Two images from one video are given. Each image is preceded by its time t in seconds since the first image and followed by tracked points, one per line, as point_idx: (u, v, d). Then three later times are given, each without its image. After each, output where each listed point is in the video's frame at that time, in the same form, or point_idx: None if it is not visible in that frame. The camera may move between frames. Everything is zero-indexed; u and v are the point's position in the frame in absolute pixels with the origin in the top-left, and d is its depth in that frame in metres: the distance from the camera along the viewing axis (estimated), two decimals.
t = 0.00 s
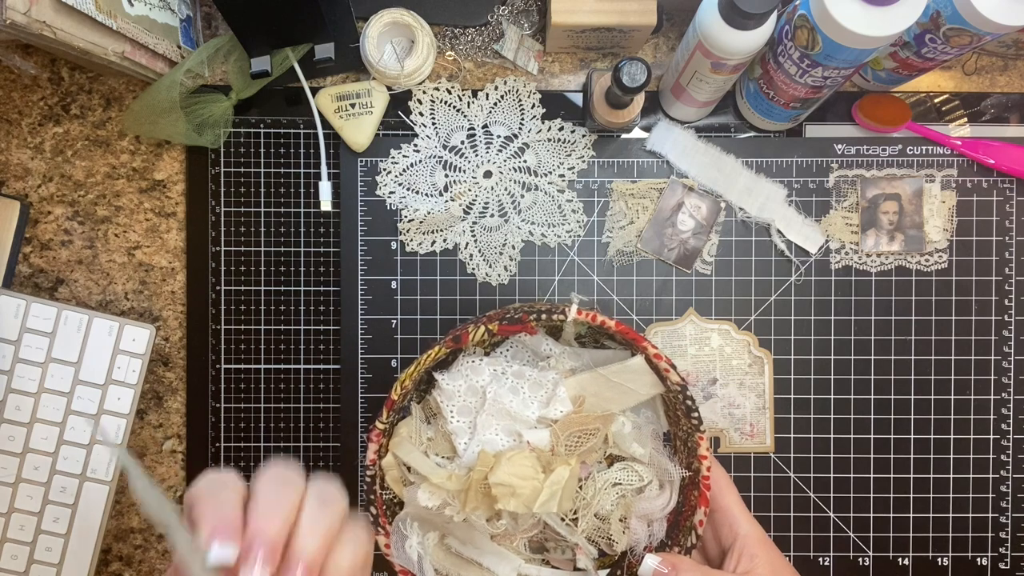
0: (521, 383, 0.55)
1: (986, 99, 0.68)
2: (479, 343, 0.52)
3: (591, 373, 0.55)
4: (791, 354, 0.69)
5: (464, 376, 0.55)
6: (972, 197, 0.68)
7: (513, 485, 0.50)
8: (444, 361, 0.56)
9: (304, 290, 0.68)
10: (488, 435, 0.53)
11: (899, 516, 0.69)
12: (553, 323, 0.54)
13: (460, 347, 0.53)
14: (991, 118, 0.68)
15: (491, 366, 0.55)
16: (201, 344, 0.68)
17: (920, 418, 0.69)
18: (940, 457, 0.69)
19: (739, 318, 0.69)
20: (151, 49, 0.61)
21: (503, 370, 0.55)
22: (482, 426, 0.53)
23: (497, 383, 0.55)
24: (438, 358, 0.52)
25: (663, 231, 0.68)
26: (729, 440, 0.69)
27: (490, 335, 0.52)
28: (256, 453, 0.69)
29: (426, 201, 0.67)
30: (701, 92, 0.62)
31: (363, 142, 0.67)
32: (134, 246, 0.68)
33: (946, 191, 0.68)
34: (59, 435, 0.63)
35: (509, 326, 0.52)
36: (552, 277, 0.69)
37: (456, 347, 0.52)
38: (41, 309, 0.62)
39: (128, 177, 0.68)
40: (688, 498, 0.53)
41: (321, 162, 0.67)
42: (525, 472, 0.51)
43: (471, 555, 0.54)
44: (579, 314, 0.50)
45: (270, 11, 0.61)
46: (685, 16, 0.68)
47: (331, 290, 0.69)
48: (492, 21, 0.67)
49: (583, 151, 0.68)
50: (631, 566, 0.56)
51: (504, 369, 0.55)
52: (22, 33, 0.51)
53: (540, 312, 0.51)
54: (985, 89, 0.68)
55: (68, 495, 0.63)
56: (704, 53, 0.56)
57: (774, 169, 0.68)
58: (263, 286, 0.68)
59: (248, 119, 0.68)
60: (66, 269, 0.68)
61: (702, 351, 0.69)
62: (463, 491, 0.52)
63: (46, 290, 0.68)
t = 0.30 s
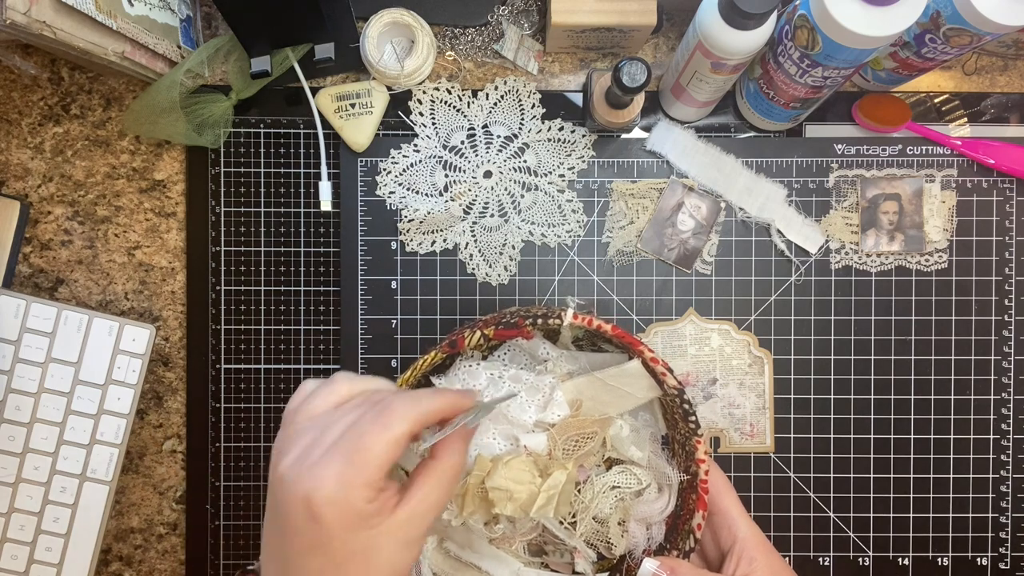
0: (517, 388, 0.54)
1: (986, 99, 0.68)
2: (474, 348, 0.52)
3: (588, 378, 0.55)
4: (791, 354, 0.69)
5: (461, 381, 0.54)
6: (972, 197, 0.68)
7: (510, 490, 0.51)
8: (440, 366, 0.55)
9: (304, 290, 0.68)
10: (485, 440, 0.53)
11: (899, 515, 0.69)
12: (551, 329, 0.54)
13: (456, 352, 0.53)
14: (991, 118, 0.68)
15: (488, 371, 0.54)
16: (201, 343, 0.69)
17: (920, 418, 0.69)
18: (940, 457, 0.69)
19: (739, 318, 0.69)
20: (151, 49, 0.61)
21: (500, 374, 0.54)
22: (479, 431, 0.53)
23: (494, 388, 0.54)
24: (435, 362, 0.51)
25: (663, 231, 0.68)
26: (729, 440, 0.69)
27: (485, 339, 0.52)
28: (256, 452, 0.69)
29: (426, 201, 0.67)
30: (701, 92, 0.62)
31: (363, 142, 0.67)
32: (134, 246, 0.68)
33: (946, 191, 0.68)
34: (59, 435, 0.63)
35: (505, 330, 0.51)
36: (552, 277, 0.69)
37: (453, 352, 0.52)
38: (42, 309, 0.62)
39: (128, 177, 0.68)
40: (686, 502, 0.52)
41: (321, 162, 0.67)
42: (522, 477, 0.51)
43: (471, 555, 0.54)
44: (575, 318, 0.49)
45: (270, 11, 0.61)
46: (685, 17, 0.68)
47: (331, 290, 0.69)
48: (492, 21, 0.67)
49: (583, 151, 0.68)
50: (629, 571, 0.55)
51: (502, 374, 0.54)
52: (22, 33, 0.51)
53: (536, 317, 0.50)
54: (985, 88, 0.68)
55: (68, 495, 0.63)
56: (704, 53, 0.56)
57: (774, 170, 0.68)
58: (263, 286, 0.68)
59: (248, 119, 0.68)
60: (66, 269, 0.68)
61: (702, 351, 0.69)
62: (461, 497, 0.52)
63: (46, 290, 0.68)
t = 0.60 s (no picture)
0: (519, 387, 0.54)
1: (986, 99, 0.68)
2: (475, 348, 0.52)
3: (590, 378, 0.55)
4: (791, 354, 0.69)
5: (461, 379, 0.53)
6: (972, 197, 0.68)
7: (511, 491, 0.50)
8: (441, 367, 0.55)
9: (304, 290, 0.68)
10: (486, 440, 0.51)
11: (899, 515, 0.69)
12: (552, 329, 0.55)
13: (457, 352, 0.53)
14: (991, 118, 0.68)
15: (489, 372, 0.54)
16: (201, 343, 0.69)
17: (920, 418, 0.69)
18: (940, 457, 0.69)
19: (739, 318, 0.69)
20: (151, 49, 0.61)
21: (501, 374, 0.54)
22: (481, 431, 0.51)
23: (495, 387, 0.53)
24: (436, 363, 0.51)
25: (663, 231, 0.68)
26: (730, 439, 0.69)
27: (487, 340, 0.52)
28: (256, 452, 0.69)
29: (426, 201, 0.67)
30: (701, 92, 0.62)
31: (363, 142, 0.67)
32: (134, 246, 0.68)
33: (946, 191, 0.68)
34: (59, 435, 0.63)
35: (507, 331, 0.51)
36: (552, 277, 0.69)
37: (454, 352, 0.52)
38: (42, 309, 0.62)
39: (128, 177, 0.68)
40: (688, 502, 0.53)
41: (321, 162, 0.67)
42: (523, 478, 0.50)
43: (471, 555, 0.54)
44: (577, 318, 0.50)
45: (270, 11, 0.61)
46: (685, 17, 0.68)
47: (331, 290, 0.69)
48: (492, 21, 0.67)
49: (583, 151, 0.68)
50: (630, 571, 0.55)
51: (505, 372, 0.55)
52: (23, 33, 0.51)
53: (538, 316, 0.50)
54: (985, 89, 0.68)
55: (68, 495, 0.63)
56: (704, 53, 0.57)
57: (774, 169, 0.68)
58: (263, 286, 0.68)
59: (248, 119, 0.68)
60: (66, 269, 0.68)
61: (702, 351, 0.69)
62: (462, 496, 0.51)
63: (46, 290, 0.68)
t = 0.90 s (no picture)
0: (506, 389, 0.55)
1: (987, 99, 0.68)
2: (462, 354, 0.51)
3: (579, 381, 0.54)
4: (791, 354, 0.69)
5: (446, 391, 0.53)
6: (972, 197, 0.68)
7: (498, 494, 0.52)
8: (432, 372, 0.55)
9: (304, 290, 0.68)
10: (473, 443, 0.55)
11: (899, 515, 0.69)
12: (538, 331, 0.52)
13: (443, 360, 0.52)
14: (991, 118, 0.68)
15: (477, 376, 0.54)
16: (201, 343, 0.69)
17: (920, 418, 0.69)
18: (940, 457, 0.69)
19: (739, 318, 0.69)
20: (151, 49, 0.61)
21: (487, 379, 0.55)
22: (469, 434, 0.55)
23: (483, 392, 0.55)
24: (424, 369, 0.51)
25: (663, 231, 0.68)
26: (729, 440, 0.69)
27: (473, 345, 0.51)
28: (256, 452, 0.69)
29: (426, 201, 0.67)
30: (701, 92, 0.62)
31: (363, 142, 0.67)
32: (134, 246, 0.68)
33: (946, 191, 0.68)
34: (59, 435, 0.63)
35: (493, 335, 0.50)
36: (552, 277, 0.69)
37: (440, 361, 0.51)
38: (42, 309, 0.62)
39: (128, 177, 0.68)
40: (677, 503, 0.52)
41: (321, 162, 0.67)
42: (509, 481, 0.52)
43: (471, 555, 0.54)
44: (562, 322, 0.49)
45: (270, 12, 0.61)
46: (685, 17, 0.68)
47: (331, 290, 0.69)
48: (492, 21, 0.67)
49: (583, 151, 0.68)
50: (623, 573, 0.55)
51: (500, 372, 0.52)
52: (23, 33, 0.51)
53: (523, 321, 0.49)
54: (985, 89, 0.68)
55: (68, 495, 0.63)
56: (704, 53, 0.57)
57: (774, 169, 0.68)
58: (263, 285, 0.68)
59: (248, 119, 0.68)
60: (66, 269, 0.68)
61: (701, 351, 0.69)
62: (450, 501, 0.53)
63: (46, 290, 0.68)
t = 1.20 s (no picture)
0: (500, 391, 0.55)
1: (986, 99, 0.68)
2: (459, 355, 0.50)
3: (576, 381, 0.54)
4: (791, 354, 0.69)
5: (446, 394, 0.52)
6: (972, 197, 0.68)
7: (497, 492, 0.52)
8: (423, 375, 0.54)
9: (305, 290, 0.68)
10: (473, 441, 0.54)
11: (899, 515, 0.69)
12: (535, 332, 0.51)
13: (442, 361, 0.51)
14: (991, 118, 0.68)
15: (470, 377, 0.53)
16: (201, 344, 0.68)
17: (920, 418, 0.69)
18: (940, 457, 0.69)
19: (739, 318, 0.69)
20: (151, 49, 0.61)
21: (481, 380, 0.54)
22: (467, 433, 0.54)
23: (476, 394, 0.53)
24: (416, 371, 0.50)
25: (663, 231, 0.68)
26: (729, 440, 0.69)
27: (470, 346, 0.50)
28: (256, 452, 0.69)
29: (426, 201, 0.67)
30: (701, 92, 0.62)
31: (363, 142, 0.67)
32: (134, 246, 0.68)
33: (946, 191, 0.68)
34: (59, 435, 0.63)
35: (490, 335, 0.50)
36: (552, 277, 0.69)
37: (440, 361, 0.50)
38: (42, 309, 0.62)
39: (128, 177, 0.68)
40: (676, 503, 0.52)
41: (321, 162, 0.67)
42: (508, 480, 0.53)
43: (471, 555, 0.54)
44: (560, 322, 0.49)
45: (269, 12, 0.61)
46: (685, 17, 0.68)
47: (331, 290, 0.69)
48: (492, 20, 0.67)
49: (583, 151, 0.68)
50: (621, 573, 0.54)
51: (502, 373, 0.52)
52: (23, 33, 0.51)
53: (521, 320, 0.49)
54: (985, 89, 0.68)
55: (68, 495, 0.63)
56: (704, 53, 0.57)
57: (774, 169, 0.68)
58: (263, 285, 0.68)
59: (248, 119, 0.68)
60: (66, 269, 0.68)
61: (702, 351, 0.69)
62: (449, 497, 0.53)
63: (46, 290, 0.68)
